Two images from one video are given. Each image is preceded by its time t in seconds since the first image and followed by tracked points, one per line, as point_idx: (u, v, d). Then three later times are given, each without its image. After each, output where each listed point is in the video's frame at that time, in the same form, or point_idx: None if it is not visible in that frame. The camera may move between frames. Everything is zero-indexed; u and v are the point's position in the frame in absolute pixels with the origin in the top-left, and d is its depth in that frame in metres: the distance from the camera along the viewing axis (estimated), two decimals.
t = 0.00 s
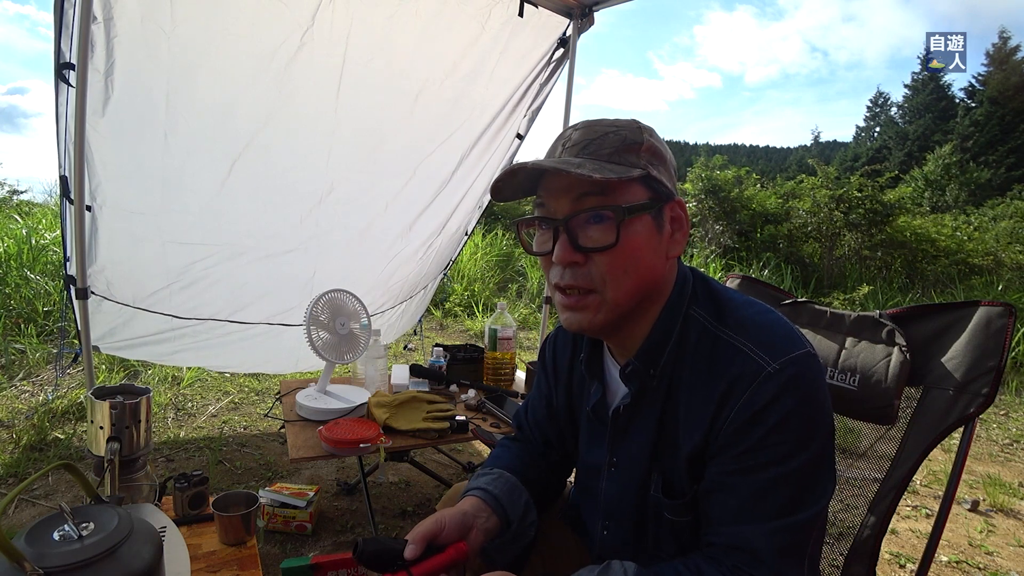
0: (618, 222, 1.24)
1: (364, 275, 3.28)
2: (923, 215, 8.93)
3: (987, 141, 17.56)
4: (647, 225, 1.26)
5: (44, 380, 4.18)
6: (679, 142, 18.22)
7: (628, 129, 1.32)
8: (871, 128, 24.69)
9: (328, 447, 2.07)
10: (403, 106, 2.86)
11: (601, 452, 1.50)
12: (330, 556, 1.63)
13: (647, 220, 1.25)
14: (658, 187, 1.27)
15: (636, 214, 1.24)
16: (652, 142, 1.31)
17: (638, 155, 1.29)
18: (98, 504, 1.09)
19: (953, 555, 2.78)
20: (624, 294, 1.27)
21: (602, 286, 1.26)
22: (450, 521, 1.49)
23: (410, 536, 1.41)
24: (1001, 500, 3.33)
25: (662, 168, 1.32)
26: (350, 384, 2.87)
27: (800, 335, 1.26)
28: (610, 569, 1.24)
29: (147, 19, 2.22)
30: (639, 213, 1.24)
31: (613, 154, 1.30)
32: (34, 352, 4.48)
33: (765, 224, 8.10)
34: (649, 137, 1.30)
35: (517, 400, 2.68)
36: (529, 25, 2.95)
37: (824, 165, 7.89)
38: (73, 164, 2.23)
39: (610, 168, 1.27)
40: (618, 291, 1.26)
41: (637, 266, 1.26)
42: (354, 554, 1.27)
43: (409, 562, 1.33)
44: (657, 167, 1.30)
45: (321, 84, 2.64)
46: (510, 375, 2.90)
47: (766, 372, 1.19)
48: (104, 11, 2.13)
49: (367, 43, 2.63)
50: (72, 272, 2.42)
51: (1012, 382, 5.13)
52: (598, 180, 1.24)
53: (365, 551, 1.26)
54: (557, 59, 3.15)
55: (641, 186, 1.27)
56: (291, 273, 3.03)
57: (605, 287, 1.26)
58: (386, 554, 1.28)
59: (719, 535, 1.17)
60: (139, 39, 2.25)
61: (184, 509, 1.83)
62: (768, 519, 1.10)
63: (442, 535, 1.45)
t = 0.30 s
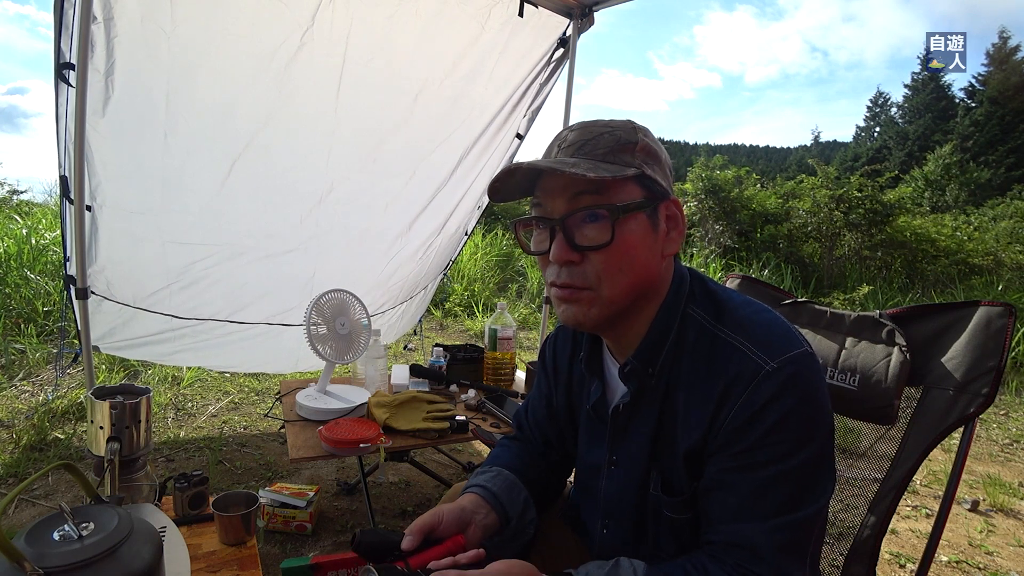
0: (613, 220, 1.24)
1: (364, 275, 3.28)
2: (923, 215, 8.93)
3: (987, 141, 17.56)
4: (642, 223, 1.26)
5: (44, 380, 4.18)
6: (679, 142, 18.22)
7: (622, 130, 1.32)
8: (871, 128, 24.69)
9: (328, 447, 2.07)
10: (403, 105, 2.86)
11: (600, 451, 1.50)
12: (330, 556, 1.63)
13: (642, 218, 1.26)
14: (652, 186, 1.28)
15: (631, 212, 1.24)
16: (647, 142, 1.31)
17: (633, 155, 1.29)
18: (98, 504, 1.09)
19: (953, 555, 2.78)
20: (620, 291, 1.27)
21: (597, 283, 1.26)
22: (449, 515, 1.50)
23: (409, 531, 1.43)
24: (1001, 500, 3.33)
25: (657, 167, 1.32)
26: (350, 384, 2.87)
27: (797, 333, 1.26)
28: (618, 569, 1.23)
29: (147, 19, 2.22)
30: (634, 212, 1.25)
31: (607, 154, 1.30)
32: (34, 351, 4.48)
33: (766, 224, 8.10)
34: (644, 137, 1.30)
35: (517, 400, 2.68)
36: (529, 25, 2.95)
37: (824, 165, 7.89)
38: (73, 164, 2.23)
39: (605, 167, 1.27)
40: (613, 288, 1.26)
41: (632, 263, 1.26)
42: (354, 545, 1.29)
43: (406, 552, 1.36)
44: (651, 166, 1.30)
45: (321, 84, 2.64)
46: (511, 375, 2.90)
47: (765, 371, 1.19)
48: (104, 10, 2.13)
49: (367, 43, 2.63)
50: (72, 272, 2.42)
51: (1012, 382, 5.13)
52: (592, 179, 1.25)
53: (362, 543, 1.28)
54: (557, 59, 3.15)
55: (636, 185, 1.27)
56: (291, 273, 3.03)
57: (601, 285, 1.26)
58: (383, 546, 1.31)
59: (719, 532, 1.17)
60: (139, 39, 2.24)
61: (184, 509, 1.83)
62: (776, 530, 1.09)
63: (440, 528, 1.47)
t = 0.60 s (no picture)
0: (610, 220, 1.24)
1: (363, 275, 3.28)
2: (922, 215, 8.94)
3: (987, 141, 17.56)
4: (638, 223, 1.26)
5: (44, 380, 4.18)
6: (679, 142, 18.24)
7: (616, 130, 1.32)
8: (871, 128, 24.67)
9: (328, 447, 2.07)
10: (403, 105, 2.86)
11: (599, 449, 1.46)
12: (331, 556, 1.64)
13: (638, 217, 1.26)
14: (646, 185, 1.28)
15: (627, 212, 1.25)
16: (640, 142, 1.32)
17: (627, 155, 1.30)
18: (98, 504, 1.09)
19: (953, 555, 2.78)
20: (619, 290, 1.27)
21: (597, 283, 1.26)
22: (451, 511, 1.51)
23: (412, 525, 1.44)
24: (1001, 500, 3.33)
25: (651, 167, 1.33)
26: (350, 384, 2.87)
27: (793, 324, 1.24)
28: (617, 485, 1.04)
29: (147, 19, 2.22)
30: (630, 211, 1.25)
31: (603, 155, 1.30)
32: (34, 352, 4.49)
33: (766, 223, 8.10)
34: (638, 137, 1.31)
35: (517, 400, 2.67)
36: (529, 25, 2.95)
37: (824, 165, 7.90)
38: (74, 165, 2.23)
39: (600, 168, 1.27)
40: (612, 287, 1.26)
41: (630, 262, 1.26)
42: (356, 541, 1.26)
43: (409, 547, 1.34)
44: (646, 166, 1.31)
45: (321, 83, 2.64)
46: (510, 375, 2.90)
47: (757, 349, 1.16)
48: (104, 11, 2.13)
49: (367, 43, 2.63)
50: (72, 272, 2.42)
51: (1012, 382, 5.13)
52: (589, 180, 1.25)
53: (365, 537, 1.26)
54: (557, 59, 3.15)
55: (631, 185, 1.27)
56: (291, 273, 3.03)
57: (600, 284, 1.26)
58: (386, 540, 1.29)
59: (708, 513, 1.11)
60: (139, 38, 2.24)
61: (184, 509, 1.83)
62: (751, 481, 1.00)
63: (442, 524, 1.47)
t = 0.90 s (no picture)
0: (613, 215, 1.24)
1: (363, 275, 3.28)
2: (923, 215, 8.94)
3: (987, 141, 17.55)
4: (640, 218, 1.27)
5: (44, 380, 4.17)
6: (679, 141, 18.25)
7: (617, 128, 1.32)
8: (871, 128, 24.66)
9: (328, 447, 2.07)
10: (403, 105, 2.86)
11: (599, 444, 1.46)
12: (331, 556, 1.64)
13: (640, 212, 1.26)
14: (647, 181, 1.29)
15: (629, 206, 1.25)
16: (641, 141, 1.33)
17: (628, 153, 1.30)
18: (98, 504, 1.09)
19: (953, 555, 2.78)
20: (622, 285, 1.27)
21: (599, 277, 1.26)
22: (450, 507, 1.50)
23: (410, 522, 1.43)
24: (1001, 500, 3.33)
25: (651, 166, 1.33)
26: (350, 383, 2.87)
27: (787, 310, 1.24)
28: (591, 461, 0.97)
29: (148, 19, 2.22)
30: (633, 206, 1.25)
31: (605, 152, 1.30)
32: (34, 352, 4.48)
33: (766, 223, 8.10)
34: (638, 136, 1.32)
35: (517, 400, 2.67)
36: (530, 25, 2.95)
37: (824, 165, 7.91)
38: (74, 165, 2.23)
39: (603, 164, 1.28)
40: (615, 281, 1.26)
41: (632, 256, 1.26)
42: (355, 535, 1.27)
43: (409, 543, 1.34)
44: (647, 164, 1.32)
45: (321, 83, 2.64)
46: (510, 375, 2.90)
47: (749, 326, 1.17)
48: (105, 11, 2.13)
49: (367, 43, 2.63)
50: (72, 272, 2.42)
51: (1012, 382, 5.13)
52: (592, 175, 1.26)
53: (365, 532, 1.26)
54: (557, 59, 3.15)
55: (633, 182, 1.28)
56: (291, 272, 3.03)
57: (603, 277, 1.26)
58: (386, 533, 1.30)
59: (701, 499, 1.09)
60: (139, 38, 2.24)
61: (184, 509, 1.83)
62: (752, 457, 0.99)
63: (441, 520, 1.49)
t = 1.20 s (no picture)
0: (619, 216, 1.25)
1: (363, 275, 3.28)
2: (923, 215, 8.93)
3: (987, 141, 17.53)
4: (644, 219, 1.27)
5: (44, 380, 4.18)
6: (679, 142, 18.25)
7: (620, 129, 1.33)
8: (871, 128, 24.65)
9: (328, 447, 2.07)
10: (403, 105, 2.86)
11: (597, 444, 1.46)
12: (331, 556, 1.64)
13: (644, 213, 1.27)
14: (650, 182, 1.29)
15: (634, 208, 1.25)
16: (644, 142, 1.33)
17: (632, 153, 1.31)
18: (98, 504, 1.09)
19: (953, 555, 2.78)
20: (626, 286, 1.27)
21: (604, 278, 1.26)
22: (453, 508, 1.50)
23: (414, 521, 1.42)
24: (1001, 500, 3.33)
25: (653, 167, 1.34)
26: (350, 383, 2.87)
27: (786, 313, 1.24)
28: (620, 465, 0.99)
29: (147, 19, 2.22)
30: (637, 207, 1.26)
31: (610, 153, 1.30)
32: (34, 351, 4.48)
33: (766, 223, 8.10)
34: (642, 136, 1.33)
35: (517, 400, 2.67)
36: (529, 24, 2.95)
37: (824, 165, 7.91)
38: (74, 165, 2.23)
39: (608, 164, 1.27)
40: (620, 281, 1.26)
41: (637, 258, 1.27)
42: (359, 538, 1.26)
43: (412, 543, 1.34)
44: (650, 165, 1.32)
45: (321, 83, 2.64)
46: (510, 375, 2.90)
47: (749, 334, 1.16)
48: (105, 11, 2.13)
49: (367, 43, 2.63)
50: (72, 272, 2.42)
51: (1012, 382, 5.13)
52: (598, 176, 1.25)
53: (367, 534, 1.24)
54: (557, 59, 3.15)
55: (637, 182, 1.28)
56: (291, 273, 3.03)
57: (608, 278, 1.26)
58: (388, 535, 1.28)
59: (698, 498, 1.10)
60: (139, 38, 2.24)
61: (184, 509, 1.83)
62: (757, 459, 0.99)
63: (444, 522, 1.47)
